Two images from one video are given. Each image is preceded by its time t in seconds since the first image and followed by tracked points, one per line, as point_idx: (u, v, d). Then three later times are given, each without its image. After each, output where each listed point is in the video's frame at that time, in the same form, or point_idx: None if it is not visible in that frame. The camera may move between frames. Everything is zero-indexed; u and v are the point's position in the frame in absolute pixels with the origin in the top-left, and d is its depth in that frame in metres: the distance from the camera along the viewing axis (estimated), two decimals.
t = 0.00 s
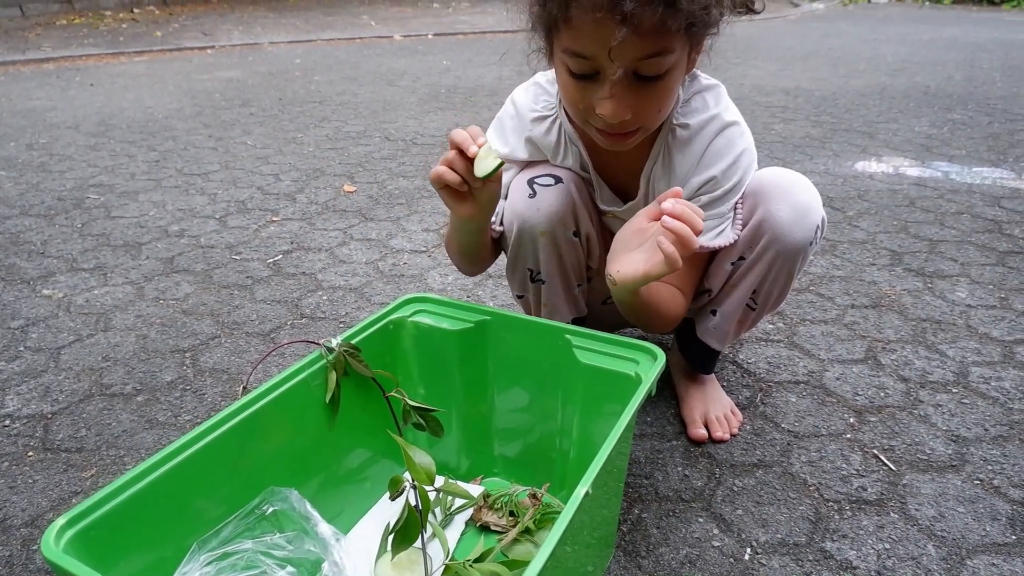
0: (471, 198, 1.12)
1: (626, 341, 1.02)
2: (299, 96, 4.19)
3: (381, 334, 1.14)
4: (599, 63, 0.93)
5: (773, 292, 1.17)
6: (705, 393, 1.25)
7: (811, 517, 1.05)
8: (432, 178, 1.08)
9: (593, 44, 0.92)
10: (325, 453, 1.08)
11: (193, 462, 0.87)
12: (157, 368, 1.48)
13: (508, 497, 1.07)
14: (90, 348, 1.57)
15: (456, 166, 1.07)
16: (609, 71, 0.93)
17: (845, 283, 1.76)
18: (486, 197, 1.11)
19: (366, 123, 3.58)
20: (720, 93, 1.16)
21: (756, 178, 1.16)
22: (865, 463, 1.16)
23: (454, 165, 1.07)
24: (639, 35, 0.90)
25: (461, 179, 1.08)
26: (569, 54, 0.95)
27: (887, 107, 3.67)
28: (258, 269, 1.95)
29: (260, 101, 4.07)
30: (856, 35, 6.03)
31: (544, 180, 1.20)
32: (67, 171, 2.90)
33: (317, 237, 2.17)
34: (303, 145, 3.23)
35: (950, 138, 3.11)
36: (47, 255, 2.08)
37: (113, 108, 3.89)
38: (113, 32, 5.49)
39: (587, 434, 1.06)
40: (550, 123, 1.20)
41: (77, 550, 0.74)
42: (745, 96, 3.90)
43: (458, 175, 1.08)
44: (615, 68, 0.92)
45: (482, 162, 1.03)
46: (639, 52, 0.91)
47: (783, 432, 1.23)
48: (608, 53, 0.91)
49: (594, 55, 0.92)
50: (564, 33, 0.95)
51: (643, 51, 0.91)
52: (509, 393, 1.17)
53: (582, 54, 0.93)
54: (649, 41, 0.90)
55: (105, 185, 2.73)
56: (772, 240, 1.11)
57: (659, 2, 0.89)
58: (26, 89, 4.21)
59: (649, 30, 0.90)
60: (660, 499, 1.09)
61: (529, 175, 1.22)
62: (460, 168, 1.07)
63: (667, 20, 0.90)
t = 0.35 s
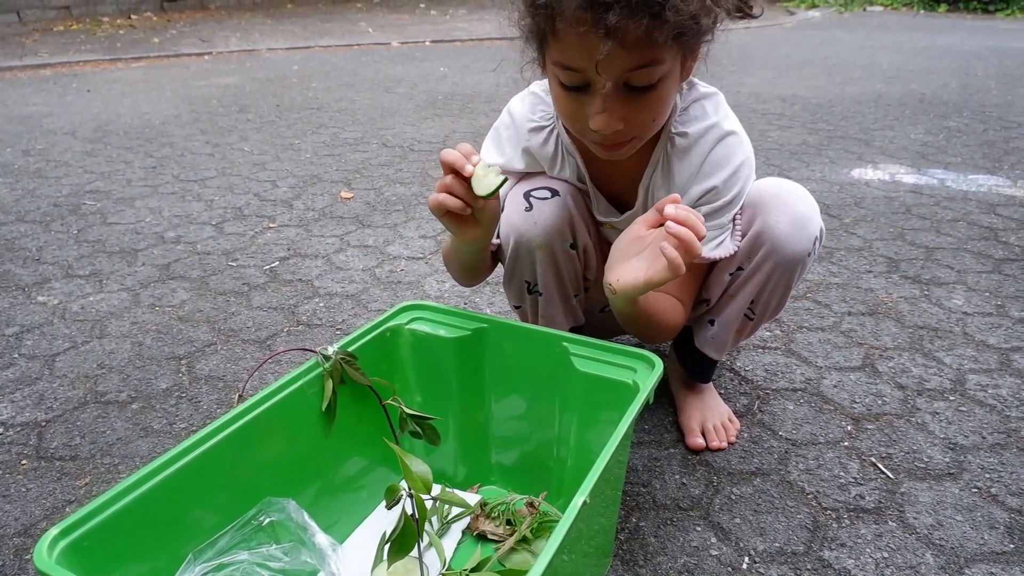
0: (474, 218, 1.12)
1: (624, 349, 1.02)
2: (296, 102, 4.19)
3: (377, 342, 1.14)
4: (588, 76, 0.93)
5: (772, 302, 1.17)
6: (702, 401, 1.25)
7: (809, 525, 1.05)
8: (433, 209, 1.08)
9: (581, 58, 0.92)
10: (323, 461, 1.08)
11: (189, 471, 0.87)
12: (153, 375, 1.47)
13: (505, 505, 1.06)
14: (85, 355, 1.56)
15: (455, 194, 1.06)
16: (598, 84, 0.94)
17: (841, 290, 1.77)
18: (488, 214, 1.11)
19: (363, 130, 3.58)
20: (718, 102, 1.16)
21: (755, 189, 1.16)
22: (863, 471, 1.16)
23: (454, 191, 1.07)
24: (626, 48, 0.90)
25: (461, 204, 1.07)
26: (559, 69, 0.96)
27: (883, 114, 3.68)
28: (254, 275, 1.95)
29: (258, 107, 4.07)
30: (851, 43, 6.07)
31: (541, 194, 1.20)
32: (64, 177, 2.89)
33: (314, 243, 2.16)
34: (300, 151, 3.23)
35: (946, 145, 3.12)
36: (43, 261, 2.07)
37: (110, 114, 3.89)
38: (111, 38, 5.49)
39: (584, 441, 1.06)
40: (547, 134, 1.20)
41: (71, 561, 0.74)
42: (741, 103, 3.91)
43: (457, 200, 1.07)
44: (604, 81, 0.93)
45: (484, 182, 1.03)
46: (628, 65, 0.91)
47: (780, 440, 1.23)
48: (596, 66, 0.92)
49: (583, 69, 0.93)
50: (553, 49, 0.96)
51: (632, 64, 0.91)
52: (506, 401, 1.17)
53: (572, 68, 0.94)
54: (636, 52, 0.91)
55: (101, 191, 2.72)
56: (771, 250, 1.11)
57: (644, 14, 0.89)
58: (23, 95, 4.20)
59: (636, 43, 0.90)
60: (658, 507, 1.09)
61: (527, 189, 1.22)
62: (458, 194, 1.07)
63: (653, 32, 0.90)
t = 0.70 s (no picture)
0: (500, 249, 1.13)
1: (618, 355, 1.02)
2: (291, 107, 4.19)
3: (371, 347, 1.13)
4: (566, 94, 0.94)
5: (767, 309, 1.17)
6: (697, 406, 1.25)
7: (803, 531, 1.05)
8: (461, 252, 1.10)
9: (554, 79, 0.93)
10: (315, 468, 1.07)
11: (179, 479, 0.86)
12: (144, 381, 1.47)
13: (498, 512, 1.06)
14: (77, 361, 1.55)
15: (479, 230, 1.09)
16: (578, 100, 0.94)
17: (835, 295, 1.77)
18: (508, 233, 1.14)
19: (358, 135, 3.58)
20: (718, 108, 1.17)
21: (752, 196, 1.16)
22: (856, 477, 1.16)
23: (477, 230, 1.09)
24: (593, 65, 0.90)
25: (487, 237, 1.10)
26: (541, 88, 0.98)
27: (876, 120, 3.70)
28: (247, 280, 1.94)
29: (252, 112, 4.06)
30: (844, 49, 6.10)
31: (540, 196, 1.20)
32: (56, 181, 2.88)
33: (308, 248, 2.16)
34: (295, 156, 3.23)
35: (938, 151, 3.13)
36: (34, 266, 2.06)
37: (104, 118, 3.87)
38: (105, 42, 5.48)
39: (578, 447, 1.06)
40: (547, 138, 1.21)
41: (59, 569, 0.73)
42: (735, 109, 3.93)
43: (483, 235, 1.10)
44: (583, 96, 0.93)
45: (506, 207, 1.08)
46: (602, 79, 0.91)
47: (774, 445, 1.22)
48: (572, 84, 0.92)
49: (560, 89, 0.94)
50: (531, 70, 0.98)
51: (606, 78, 0.91)
52: (500, 407, 1.16)
53: (550, 88, 0.95)
54: (609, 65, 0.90)
55: (94, 195, 2.71)
56: (767, 257, 1.11)
57: (605, 28, 0.88)
58: (15, 99, 4.18)
59: (602, 58, 0.90)
60: (651, 513, 1.08)
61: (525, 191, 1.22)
62: (481, 231, 1.09)
63: (620, 43, 0.89)
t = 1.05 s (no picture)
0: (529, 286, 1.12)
1: (613, 366, 1.02)
2: (286, 116, 4.19)
3: (365, 358, 1.13)
4: (556, 99, 0.95)
5: (761, 322, 1.18)
6: (692, 415, 1.25)
7: (799, 541, 1.05)
8: (508, 274, 1.06)
9: (543, 85, 0.94)
10: (309, 480, 1.06)
11: (172, 491, 0.85)
12: (137, 393, 1.46)
13: (494, 523, 1.06)
14: (69, 372, 1.54)
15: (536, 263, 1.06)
16: (568, 104, 0.94)
17: (829, 304, 1.78)
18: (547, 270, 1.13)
19: (353, 144, 3.58)
20: (712, 119, 1.17)
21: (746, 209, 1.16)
22: (852, 486, 1.16)
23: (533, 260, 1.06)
24: (579, 64, 0.90)
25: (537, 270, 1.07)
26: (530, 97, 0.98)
27: (868, 129, 3.73)
28: (242, 290, 1.93)
29: (247, 121, 4.06)
30: (836, 58, 6.15)
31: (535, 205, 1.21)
32: (50, 192, 2.87)
33: (303, 258, 2.16)
34: (290, 166, 3.23)
35: (930, 159, 3.15)
36: (27, 277, 2.05)
37: (99, 128, 3.87)
38: (100, 52, 5.48)
39: (573, 457, 1.05)
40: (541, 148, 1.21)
41: None
42: (729, 118, 3.95)
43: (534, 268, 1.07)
44: (573, 99, 0.93)
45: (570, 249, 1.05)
46: (589, 80, 0.92)
47: (770, 455, 1.22)
48: (559, 88, 0.93)
49: (549, 94, 0.94)
50: (519, 79, 0.98)
51: (592, 78, 0.92)
52: (495, 417, 1.16)
53: (539, 95, 0.96)
54: (594, 64, 0.91)
55: (88, 206, 2.70)
56: (761, 271, 1.11)
57: (587, 23, 0.89)
58: (9, 109, 4.18)
59: (587, 56, 0.90)
60: (647, 523, 1.08)
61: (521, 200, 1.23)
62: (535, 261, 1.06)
63: (603, 40, 0.90)
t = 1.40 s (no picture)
0: (527, 293, 1.13)
1: (612, 376, 1.01)
2: (285, 127, 4.20)
3: (365, 370, 1.13)
4: (550, 113, 0.95)
5: (760, 330, 1.17)
6: (692, 424, 1.24)
7: (801, 551, 1.04)
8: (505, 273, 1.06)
9: (537, 99, 0.94)
10: (308, 493, 1.06)
11: (174, 503, 0.86)
12: (137, 405, 1.45)
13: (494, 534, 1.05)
14: (69, 384, 1.54)
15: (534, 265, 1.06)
16: (563, 116, 0.95)
17: (829, 312, 1.77)
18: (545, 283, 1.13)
19: (352, 154, 3.59)
20: (707, 128, 1.18)
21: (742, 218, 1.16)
22: (854, 495, 1.15)
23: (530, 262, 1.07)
24: (570, 76, 0.91)
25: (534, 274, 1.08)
26: (524, 111, 0.98)
27: (867, 137, 3.73)
28: (241, 301, 1.93)
29: (247, 132, 4.07)
30: (834, 66, 6.17)
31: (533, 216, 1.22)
32: (51, 203, 2.87)
33: (302, 269, 2.16)
34: (290, 176, 3.23)
35: (929, 167, 3.16)
36: (27, 289, 2.05)
37: (99, 140, 3.88)
38: (100, 64, 5.50)
39: (574, 468, 1.05)
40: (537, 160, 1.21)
41: None
42: (728, 126, 3.96)
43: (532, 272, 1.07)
44: (567, 112, 0.94)
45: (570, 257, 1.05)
46: (581, 91, 0.92)
47: (771, 464, 1.22)
48: (552, 100, 0.93)
49: (543, 109, 0.95)
50: (512, 93, 0.99)
51: (585, 90, 0.92)
52: (495, 427, 1.15)
53: (534, 110, 0.96)
54: (586, 75, 0.91)
55: (88, 217, 2.70)
56: (758, 280, 1.11)
57: (576, 36, 0.89)
58: (10, 121, 4.19)
59: (578, 67, 0.91)
60: (648, 535, 1.08)
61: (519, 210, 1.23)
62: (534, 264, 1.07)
63: (593, 51, 0.90)
